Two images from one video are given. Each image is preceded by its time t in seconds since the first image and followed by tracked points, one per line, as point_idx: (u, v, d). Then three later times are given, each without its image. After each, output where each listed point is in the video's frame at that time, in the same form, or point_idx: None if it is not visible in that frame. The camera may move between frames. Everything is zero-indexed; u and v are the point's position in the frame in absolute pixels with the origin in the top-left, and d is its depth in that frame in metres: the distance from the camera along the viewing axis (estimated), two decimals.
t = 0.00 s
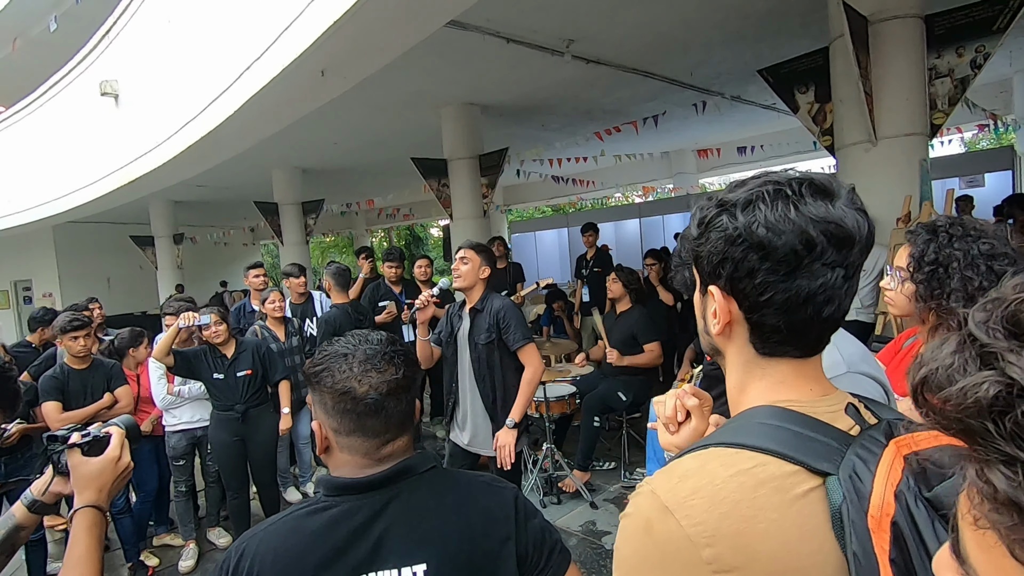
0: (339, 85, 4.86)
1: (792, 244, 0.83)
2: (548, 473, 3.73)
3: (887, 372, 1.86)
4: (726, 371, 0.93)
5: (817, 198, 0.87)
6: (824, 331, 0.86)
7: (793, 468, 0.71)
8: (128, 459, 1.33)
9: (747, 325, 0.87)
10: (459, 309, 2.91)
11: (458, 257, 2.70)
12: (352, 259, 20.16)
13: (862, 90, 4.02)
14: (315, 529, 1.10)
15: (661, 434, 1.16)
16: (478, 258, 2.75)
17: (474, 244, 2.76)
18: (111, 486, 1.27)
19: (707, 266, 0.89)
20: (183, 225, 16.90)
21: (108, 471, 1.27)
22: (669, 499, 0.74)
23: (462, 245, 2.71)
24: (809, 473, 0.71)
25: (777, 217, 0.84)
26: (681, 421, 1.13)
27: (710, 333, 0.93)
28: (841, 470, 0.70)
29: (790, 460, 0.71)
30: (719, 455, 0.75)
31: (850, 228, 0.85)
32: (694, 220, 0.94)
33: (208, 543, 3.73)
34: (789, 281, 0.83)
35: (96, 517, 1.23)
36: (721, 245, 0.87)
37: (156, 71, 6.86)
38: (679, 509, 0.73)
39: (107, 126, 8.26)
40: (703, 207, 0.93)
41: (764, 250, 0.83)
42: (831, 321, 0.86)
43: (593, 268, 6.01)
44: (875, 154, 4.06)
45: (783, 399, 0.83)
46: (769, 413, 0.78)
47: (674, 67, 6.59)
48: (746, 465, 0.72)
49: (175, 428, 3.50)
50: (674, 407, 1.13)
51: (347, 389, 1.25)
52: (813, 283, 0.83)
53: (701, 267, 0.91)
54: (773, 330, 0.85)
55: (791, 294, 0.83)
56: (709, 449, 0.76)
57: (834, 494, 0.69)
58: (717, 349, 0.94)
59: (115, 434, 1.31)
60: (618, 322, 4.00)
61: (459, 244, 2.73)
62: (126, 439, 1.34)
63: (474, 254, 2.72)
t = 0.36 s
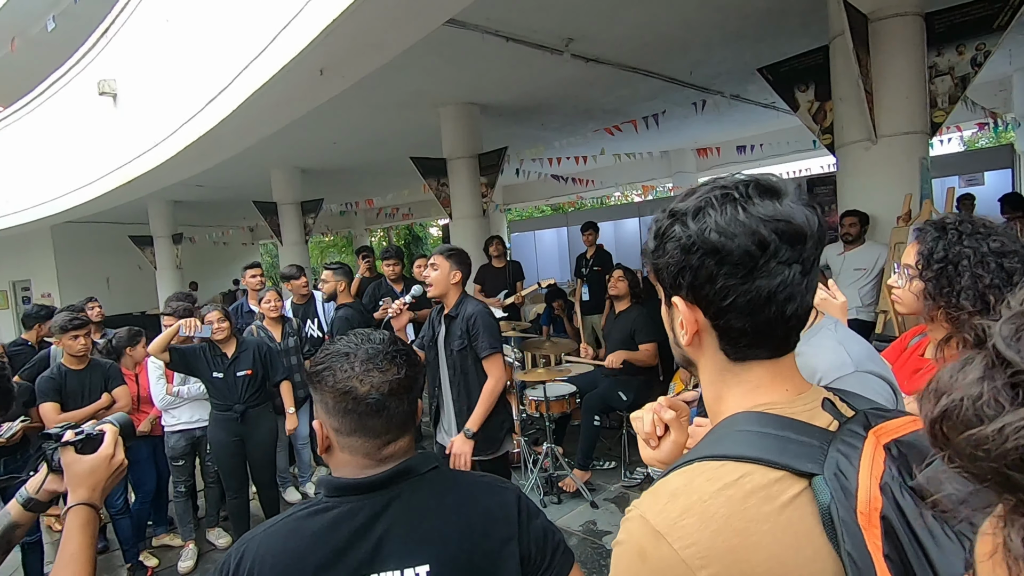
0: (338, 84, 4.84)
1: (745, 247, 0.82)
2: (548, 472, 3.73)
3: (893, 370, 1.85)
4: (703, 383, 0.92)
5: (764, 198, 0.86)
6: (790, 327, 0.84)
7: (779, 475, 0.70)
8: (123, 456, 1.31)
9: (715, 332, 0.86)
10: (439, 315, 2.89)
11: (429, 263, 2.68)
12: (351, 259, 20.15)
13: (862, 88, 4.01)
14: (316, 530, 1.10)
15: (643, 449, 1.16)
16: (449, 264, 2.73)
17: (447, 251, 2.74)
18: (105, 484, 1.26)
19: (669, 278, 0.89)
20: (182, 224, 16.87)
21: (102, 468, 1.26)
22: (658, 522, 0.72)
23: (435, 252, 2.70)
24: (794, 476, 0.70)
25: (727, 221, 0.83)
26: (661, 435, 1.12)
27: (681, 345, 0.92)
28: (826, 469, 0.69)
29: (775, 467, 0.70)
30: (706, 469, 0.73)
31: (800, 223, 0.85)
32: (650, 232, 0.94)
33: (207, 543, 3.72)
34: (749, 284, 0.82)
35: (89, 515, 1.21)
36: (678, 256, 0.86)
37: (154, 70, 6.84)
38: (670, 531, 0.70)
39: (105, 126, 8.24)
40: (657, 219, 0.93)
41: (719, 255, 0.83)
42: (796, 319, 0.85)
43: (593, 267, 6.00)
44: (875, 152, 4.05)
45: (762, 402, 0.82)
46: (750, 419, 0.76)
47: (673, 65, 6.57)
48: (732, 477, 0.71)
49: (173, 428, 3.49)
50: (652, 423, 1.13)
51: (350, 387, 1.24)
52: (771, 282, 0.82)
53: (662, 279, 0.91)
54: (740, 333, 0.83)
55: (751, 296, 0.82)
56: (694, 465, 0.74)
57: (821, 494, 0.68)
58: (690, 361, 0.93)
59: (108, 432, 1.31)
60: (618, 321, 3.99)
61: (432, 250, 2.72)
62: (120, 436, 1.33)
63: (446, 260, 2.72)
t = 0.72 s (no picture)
0: (338, 83, 4.83)
1: (752, 242, 0.82)
2: (548, 472, 3.73)
3: (899, 370, 1.84)
4: (718, 383, 0.91)
5: (765, 192, 0.86)
6: (806, 317, 0.84)
7: (793, 478, 0.69)
8: (118, 456, 1.30)
9: (732, 332, 0.85)
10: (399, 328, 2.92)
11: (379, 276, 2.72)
12: (351, 258, 20.15)
13: (863, 88, 4.00)
14: (320, 531, 1.09)
15: (658, 444, 1.16)
16: (399, 275, 2.74)
17: (398, 263, 2.76)
18: (100, 484, 1.25)
19: (681, 283, 0.88)
20: (181, 223, 16.87)
21: (97, 468, 1.25)
22: (671, 520, 0.71)
23: (384, 265, 2.73)
24: (810, 480, 0.69)
25: (730, 219, 0.84)
26: (677, 430, 1.12)
27: (697, 349, 0.92)
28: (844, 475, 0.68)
29: (789, 470, 0.69)
30: (720, 469, 0.72)
31: (805, 214, 0.85)
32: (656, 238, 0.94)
33: (206, 542, 3.71)
34: (761, 279, 0.82)
35: (83, 515, 1.21)
36: (686, 260, 0.86)
37: (153, 69, 6.83)
38: (681, 528, 0.70)
39: (104, 124, 8.23)
40: (661, 224, 0.94)
41: (728, 253, 0.82)
42: (811, 309, 0.84)
43: (593, 266, 5.98)
44: (877, 152, 4.05)
45: (782, 404, 0.81)
46: (767, 420, 0.76)
47: (674, 64, 6.56)
48: (747, 478, 0.70)
49: (173, 427, 3.48)
50: (668, 418, 1.12)
51: (334, 395, 1.24)
52: (783, 275, 0.82)
53: (673, 285, 0.90)
54: (756, 330, 0.83)
55: (765, 290, 0.82)
56: (708, 464, 0.74)
57: (838, 500, 0.67)
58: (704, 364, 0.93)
59: (104, 430, 1.29)
60: (618, 321, 3.97)
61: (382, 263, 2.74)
62: (116, 436, 1.31)
63: (395, 273, 2.73)
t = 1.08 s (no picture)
0: (336, 83, 4.82)
1: (780, 233, 0.82)
2: (547, 473, 3.73)
3: (897, 371, 1.84)
4: (749, 379, 0.91)
5: (800, 189, 0.87)
6: (837, 315, 0.83)
7: (819, 483, 0.69)
8: (110, 460, 1.30)
9: (759, 325, 0.85)
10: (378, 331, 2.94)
11: (358, 283, 2.74)
12: (349, 258, 20.12)
13: (861, 90, 4.02)
14: (322, 530, 1.09)
15: (681, 430, 1.22)
16: (379, 280, 2.77)
17: (374, 269, 2.77)
18: (92, 488, 1.25)
19: (709, 275, 0.90)
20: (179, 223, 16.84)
21: (88, 472, 1.25)
22: (688, 506, 0.71)
23: (362, 272, 2.74)
24: (837, 488, 0.69)
25: (761, 212, 0.84)
26: (701, 419, 1.18)
27: (728, 342, 0.92)
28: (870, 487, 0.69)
29: (816, 474, 0.69)
30: (743, 463, 0.72)
31: (839, 210, 0.84)
32: (690, 232, 0.95)
33: (202, 543, 3.71)
34: (788, 271, 0.82)
35: (76, 521, 1.19)
36: (715, 251, 0.88)
37: (151, 68, 6.82)
38: (698, 513, 0.70)
39: (102, 123, 8.21)
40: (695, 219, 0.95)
41: (755, 245, 0.83)
42: (842, 306, 0.83)
43: (591, 267, 5.97)
44: (875, 154, 4.06)
45: (810, 408, 0.81)
46: (793, 422, 0.75)
47: (673, 66, 6.57)
48: (771, 476, 0.70)
49: (170, 427, 3.47)
50: (695, 405, 1.18)
51: (334, 396, 1.24)
52: (811, 268, 0.82)
53: (701, 276, 0.92)
54: (785, 323, 0.83)
55: (792, 283, 0.82)
56: (733, 457, 0.73)
57: (862, 512, 0.68)
58: (738, 357, 0.93)
59: (95, 436, 1.29)
60: (616, 322, 3.97)
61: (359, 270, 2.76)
62: (107, 440, 1.32)
63: (374, 278, 2.74)
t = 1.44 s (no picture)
0: (336, 84, 4.83)
1: (780, 230, 0.83)
2: (545, 475, 3.73)
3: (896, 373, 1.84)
4: (753, 381, 0.90)
5: (803, 191, 0.88)
6: (837, 315, 0.83)
7: (835, 487, 0.69)
8: (105, 467, 1.28)
9: (760, 321, 0.86)
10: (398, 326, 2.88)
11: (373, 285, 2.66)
12: (347, 259, 20.13)
13: (861, 92, 4.01)
14: (320, 529, 1.09)
15: (676, 434, 1.20)
16: (395, 281, 2.70)
17: (390, 269, 2.70)
18: (85, 495, 1.24)
19: (709, 273, 0.91)
20: (178, 223, 16.83)
21: (82, 478, 1.23)
22: (704, 510, 0.71)
23: (377, 273, 2.67)
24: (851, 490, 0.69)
25: (764, 210, 0.86)
26: (698, 423, 1.16)
27: (731, 342, 0.92)
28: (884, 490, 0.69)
29: (832, 477, 0.69)
30: (758, 466, 0.71)
31: (841, 212, 0.85)
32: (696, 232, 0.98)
33: (200, 544, 3.70)
34: (787, 267, 0.82)
35: (69, 527, 1.19)
36: (716, 249, 0.89)
37: (151, 68, 6.81)
38: (712, 517, 0.70)
39: (101, 123, 8.21)
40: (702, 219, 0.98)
41: (755, 241, 0.85)
42: (841, 306, 0.83)
43: (590, 269, 5.96)
44: (874, 156, 4.06)
45: (820, 410, 0.80)
46: (803, 424, 0.75)
47: (673, 68, 6.58)
48: (787, 480, 0.69)
49: (168, 427, 3.47)
50: (692, 410, 1.17)
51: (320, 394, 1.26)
52: (809, 266, 0.82)
53: (703, 274, 0.93)
54: (784, 319, 0.83)
55: (790, 280, 0.82)
56: (748, 460, 0.73)
57: (878, 516, 0.68)
58: (741, 358, 0.92)
59: (89, 441, 1.27)
60: (615, 324, 3.97)
61: (374, 272, 2.68)
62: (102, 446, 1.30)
63: (389, 279, 2.68)
